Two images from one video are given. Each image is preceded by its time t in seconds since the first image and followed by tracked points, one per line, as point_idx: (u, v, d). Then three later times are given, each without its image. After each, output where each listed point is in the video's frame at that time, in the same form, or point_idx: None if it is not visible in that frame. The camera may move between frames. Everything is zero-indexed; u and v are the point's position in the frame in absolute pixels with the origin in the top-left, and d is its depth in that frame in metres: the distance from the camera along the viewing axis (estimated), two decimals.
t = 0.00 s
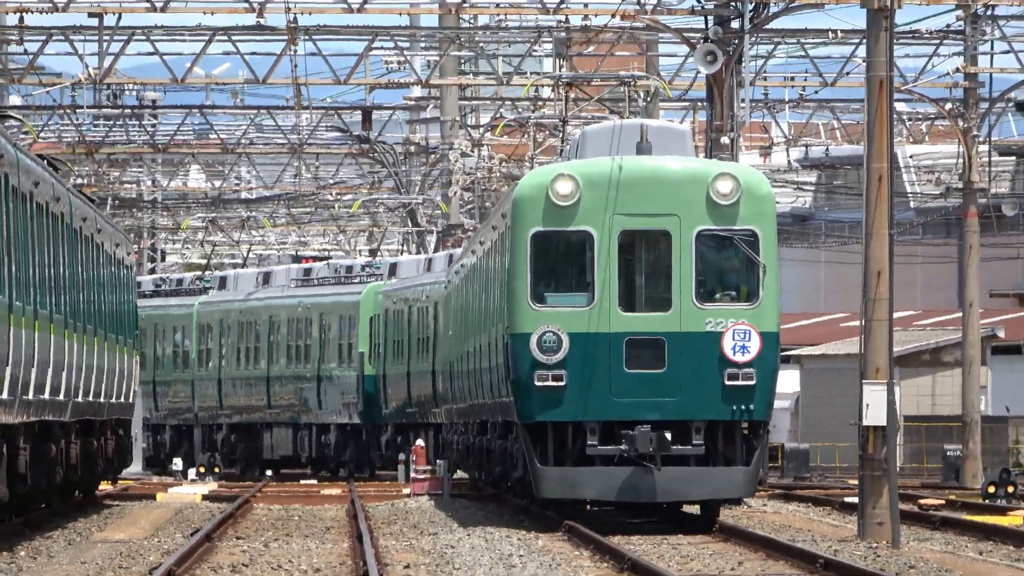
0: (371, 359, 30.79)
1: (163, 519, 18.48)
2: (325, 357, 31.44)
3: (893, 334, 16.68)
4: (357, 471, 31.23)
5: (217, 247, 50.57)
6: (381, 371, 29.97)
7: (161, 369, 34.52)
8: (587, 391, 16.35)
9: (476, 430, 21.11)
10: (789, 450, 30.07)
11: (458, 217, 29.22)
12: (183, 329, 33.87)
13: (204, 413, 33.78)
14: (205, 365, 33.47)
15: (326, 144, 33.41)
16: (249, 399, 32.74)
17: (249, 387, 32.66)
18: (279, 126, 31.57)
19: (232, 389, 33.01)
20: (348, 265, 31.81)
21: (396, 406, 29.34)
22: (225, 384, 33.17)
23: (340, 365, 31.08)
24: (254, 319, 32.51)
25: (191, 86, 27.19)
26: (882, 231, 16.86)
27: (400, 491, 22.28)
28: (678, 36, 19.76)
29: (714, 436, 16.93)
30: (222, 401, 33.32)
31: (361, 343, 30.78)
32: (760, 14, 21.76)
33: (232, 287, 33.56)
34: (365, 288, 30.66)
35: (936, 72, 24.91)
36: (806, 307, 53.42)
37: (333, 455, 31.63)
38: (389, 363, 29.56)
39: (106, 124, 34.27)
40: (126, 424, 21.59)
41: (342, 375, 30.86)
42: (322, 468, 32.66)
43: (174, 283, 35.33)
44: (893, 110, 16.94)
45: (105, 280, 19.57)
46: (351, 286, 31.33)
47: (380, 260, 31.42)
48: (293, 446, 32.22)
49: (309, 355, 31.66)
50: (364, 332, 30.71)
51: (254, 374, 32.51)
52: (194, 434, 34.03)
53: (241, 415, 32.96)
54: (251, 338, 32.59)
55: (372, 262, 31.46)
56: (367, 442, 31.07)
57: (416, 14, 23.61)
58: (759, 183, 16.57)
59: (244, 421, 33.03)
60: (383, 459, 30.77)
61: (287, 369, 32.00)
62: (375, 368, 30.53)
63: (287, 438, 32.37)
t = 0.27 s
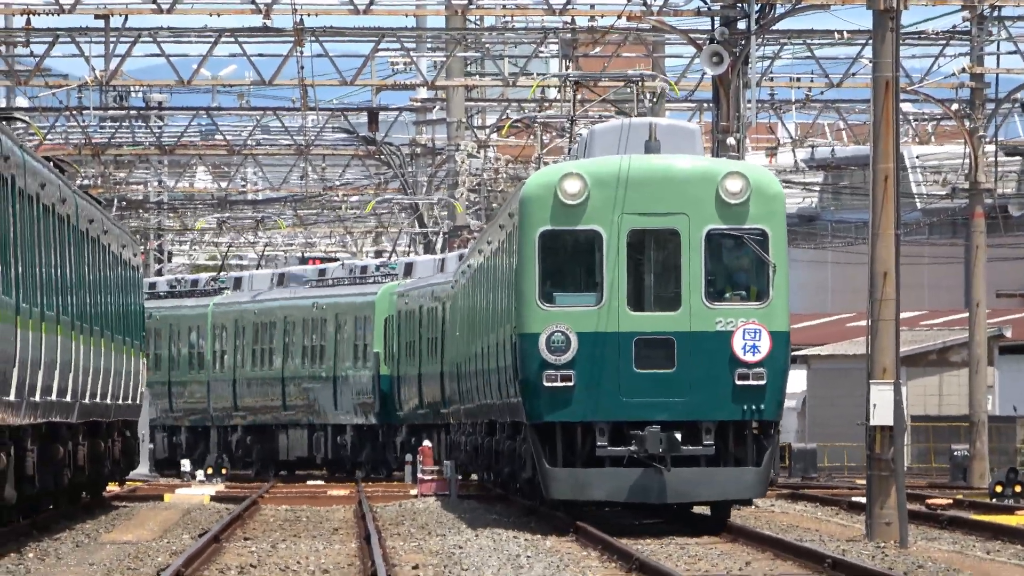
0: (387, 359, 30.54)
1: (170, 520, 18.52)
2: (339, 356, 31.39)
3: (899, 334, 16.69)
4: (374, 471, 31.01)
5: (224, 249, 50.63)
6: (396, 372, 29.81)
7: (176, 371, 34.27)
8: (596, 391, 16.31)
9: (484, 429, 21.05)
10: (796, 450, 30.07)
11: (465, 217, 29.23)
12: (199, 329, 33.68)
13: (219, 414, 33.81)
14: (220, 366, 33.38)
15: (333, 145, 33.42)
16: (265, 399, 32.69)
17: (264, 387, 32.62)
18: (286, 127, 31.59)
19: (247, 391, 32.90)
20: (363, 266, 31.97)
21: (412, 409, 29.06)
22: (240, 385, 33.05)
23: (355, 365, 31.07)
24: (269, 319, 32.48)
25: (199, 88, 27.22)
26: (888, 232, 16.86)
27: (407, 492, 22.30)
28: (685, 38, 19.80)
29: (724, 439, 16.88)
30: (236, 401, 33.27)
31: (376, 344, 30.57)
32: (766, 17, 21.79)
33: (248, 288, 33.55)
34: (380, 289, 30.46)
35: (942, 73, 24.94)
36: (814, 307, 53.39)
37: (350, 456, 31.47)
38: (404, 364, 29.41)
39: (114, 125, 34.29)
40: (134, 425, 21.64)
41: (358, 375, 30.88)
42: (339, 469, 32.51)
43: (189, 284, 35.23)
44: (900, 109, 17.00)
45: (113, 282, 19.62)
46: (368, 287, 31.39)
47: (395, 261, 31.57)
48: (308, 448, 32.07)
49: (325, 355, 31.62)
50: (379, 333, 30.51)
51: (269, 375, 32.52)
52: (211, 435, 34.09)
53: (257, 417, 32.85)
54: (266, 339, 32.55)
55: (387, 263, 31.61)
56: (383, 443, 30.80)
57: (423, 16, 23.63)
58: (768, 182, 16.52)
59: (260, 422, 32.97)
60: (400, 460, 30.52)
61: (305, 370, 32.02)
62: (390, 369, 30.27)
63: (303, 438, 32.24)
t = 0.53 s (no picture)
0: (403, 364, 30.23)
1: (176, 524, 18.52)
2: (353, 361, 31.00)
3: (905, 337, 16.68)
4: (389, 475, 30.80)
5: (230, 251, 50.69)
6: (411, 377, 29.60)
7: (191, 374, 34.63)
8: (604, 395, 16.08)
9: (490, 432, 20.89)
10: (803, 454, 30.06)
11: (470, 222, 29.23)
12: (213, 333, 33.86)
13: (235, 419, 33.92)
14: (233, 372, 33.52)
15: (339, 149, 33.41)
16: (281, 404, 32.59)
17: (279, 394, 32.56)
18: (293, 131, 31.58)
19: (262, 396, 32.92)
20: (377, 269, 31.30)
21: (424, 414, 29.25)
22: (255, 390, 33.14)
23: (370, 369, 30.65)
24: (282, 323, 32.42)
25: (205, 91, 27.23)
26: (895, 237, 16.86)
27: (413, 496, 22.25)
28: (692, 42, 19.81)
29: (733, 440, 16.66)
30: (250, 406, 33.30)
31: (392, 349, 30.18)
32: (772, 19, 21.79)
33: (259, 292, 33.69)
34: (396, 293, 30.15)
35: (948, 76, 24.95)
36: (821, 311, 53.37)
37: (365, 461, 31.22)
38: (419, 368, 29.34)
39: (120, 129, 34.28)
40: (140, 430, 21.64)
41: (374, 380, 30.47)
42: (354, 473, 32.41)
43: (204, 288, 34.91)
44: (906, 112, 16.97)
45: (119, 285, 19.60)
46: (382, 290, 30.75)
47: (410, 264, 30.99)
48: (324, 451, 32.09)
49: (341, 360, 31.26)
50: (395, 337, 30.15)
51: (283, 379, 32.43)
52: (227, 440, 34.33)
53: (271, 421, 32.88)
54: (279, 344, 32.50)
55: (402, 266, 30.97)
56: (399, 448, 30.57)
57: (430, 19, 23.63)
58: (779, 183, 16.28)
59: (274, 428, 33.02)
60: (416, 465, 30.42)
61: (322, 374, 31.70)
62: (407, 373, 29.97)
63: (318, 443, 32.24)
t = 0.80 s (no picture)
0: (418, 365, 30.16)
1: (183, 526, 18.53)
2: (369, 362, 30.91)
3: (912, 339, 16.69)
4: (404, 478, 30.73)
5: (236, 254, 50.67)
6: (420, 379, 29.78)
7: (205, 377, 34.70)
8: (612, 397, 16.04)
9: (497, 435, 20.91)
10: (809, 456, 30.06)
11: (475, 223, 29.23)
12: (227, 335, 33.91)
13: (249, 423, 33.84)
14: (247, 374, 33.54)
15: (345, 151, 33.39)
16: (296, 405, 32.51)
17: (293, 395, 32.54)
18: (299, 133, 31.57)
19: (276, 399, 32.87)
20: (392, 271, 31.27)
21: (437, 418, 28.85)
22: (269, 392, 33.10)
23: (385, 371, 30.58)
24: (295, 325, 32.43)
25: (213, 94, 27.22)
26: (900, 238, 16.84)
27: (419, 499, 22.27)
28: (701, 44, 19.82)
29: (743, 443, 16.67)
30: (265, 408, 33.20)
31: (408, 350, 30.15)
32: (779, 21, 21.81)
33: (273, 293, 33.56)
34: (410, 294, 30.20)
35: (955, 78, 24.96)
36: (825, 312, 53.37)
37: (381, 463, 31.13)
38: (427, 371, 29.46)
39: (125, 131, 34.28)
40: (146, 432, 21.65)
41: (389, 381, 30.44)
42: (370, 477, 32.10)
43: (219, 290, 34.75)
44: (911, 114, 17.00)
45: (126, 288, 19.61)
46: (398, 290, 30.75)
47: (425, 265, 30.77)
48: (339, 456, 31.91)
49: (354, 362, 31.26)
50: (410, 339, 30.19)
51: (298, 380, 32.40)
52: (240, 442, 34.20)
53: (286, 423, 32.80)
54: (293, 345, 32.53)
55: (417, 267, 30.79)
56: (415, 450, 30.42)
57: (437, 21, 23.62)
58: (788, 184, 16.23)
59: (288, 430, 32.91)
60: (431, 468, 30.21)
61: (335, 376, 31.63)
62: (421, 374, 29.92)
63: (333, 446, 32.06)
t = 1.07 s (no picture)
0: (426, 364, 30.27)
1: (183, 526, 18.52)
2: (378, 363, 31.02)
3: (912, 339, 16.68)
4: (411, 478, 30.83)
5: (237, 253, 50.68)
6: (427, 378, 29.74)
7: (213, 376, 34.49)
8: (615, 396, 15.94)
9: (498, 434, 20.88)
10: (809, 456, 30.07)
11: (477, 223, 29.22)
12: (235, 335, 33.83)
13: (256, 422, 33.75)
14: (256, 373, 33.52)
15: (346, 151, 33.38)
16: (304, 405, 32.48)
17: (302, 394, 32.53)
18: (299, 132, 31.55)
19: (285, 398, 32.88)
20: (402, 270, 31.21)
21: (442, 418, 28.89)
22: (278, 392, 33.11)
23: (394, 371, 30.67)
24: (304, 325, 32.41)
25: (213, 94, 27.22)
26: (901, 238, 16.86)
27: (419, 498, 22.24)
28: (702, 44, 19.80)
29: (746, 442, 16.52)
30: (274, 408, 33.22)
31: (416, 349, 30.22)
32: (780, 22, 21.80)
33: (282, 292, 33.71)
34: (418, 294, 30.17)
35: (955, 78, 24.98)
36: (826, 313, 53.36)
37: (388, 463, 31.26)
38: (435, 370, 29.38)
39: (126, 130, 34.25)
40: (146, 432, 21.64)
41: (398, 381, 30.50)
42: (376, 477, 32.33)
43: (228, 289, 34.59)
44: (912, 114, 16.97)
45: (127, 287, 19.61)
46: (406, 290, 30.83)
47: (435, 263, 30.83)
48: (347, 454, 32.05)
49: (363, 361, 31.31)
50: (418, 338, 30.21)
51: (307, 379, 32.39)
52: (247, 441, 34.17)
53: (294, 423, 32.78)
54: (303, 345, 32.49)
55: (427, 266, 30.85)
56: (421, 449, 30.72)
57: (438, 21, 23.60)
58: (793, 182, 16.17)
59: (297, 429, 32.88)
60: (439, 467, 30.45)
61: (344, 376, 31.70)
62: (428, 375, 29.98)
63: (341, 445, 32.23)
